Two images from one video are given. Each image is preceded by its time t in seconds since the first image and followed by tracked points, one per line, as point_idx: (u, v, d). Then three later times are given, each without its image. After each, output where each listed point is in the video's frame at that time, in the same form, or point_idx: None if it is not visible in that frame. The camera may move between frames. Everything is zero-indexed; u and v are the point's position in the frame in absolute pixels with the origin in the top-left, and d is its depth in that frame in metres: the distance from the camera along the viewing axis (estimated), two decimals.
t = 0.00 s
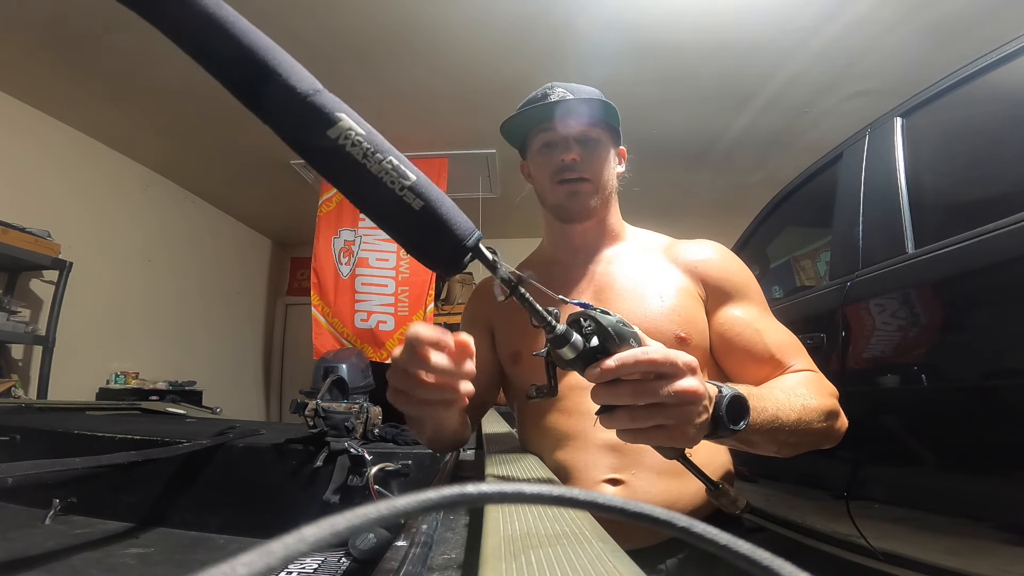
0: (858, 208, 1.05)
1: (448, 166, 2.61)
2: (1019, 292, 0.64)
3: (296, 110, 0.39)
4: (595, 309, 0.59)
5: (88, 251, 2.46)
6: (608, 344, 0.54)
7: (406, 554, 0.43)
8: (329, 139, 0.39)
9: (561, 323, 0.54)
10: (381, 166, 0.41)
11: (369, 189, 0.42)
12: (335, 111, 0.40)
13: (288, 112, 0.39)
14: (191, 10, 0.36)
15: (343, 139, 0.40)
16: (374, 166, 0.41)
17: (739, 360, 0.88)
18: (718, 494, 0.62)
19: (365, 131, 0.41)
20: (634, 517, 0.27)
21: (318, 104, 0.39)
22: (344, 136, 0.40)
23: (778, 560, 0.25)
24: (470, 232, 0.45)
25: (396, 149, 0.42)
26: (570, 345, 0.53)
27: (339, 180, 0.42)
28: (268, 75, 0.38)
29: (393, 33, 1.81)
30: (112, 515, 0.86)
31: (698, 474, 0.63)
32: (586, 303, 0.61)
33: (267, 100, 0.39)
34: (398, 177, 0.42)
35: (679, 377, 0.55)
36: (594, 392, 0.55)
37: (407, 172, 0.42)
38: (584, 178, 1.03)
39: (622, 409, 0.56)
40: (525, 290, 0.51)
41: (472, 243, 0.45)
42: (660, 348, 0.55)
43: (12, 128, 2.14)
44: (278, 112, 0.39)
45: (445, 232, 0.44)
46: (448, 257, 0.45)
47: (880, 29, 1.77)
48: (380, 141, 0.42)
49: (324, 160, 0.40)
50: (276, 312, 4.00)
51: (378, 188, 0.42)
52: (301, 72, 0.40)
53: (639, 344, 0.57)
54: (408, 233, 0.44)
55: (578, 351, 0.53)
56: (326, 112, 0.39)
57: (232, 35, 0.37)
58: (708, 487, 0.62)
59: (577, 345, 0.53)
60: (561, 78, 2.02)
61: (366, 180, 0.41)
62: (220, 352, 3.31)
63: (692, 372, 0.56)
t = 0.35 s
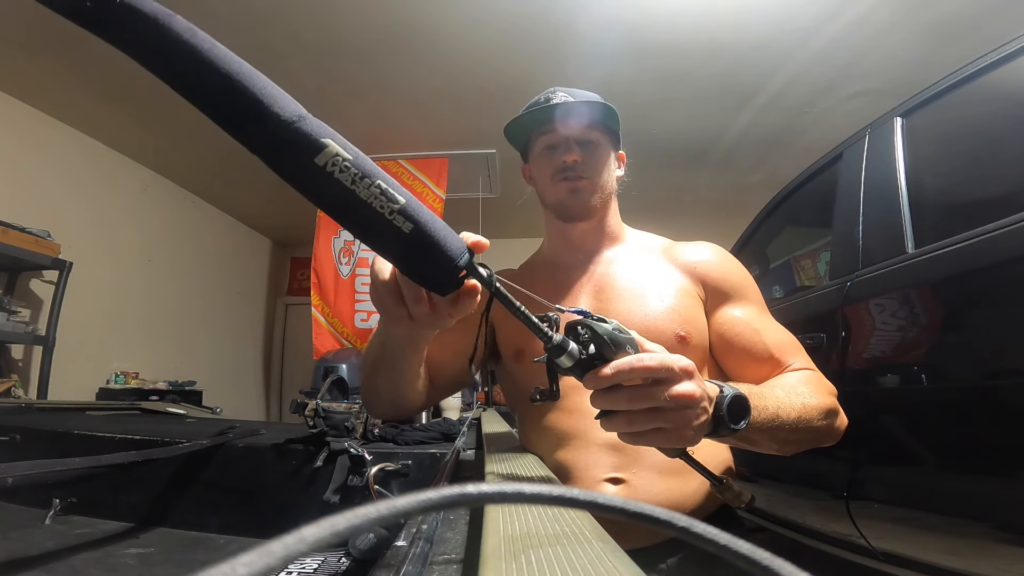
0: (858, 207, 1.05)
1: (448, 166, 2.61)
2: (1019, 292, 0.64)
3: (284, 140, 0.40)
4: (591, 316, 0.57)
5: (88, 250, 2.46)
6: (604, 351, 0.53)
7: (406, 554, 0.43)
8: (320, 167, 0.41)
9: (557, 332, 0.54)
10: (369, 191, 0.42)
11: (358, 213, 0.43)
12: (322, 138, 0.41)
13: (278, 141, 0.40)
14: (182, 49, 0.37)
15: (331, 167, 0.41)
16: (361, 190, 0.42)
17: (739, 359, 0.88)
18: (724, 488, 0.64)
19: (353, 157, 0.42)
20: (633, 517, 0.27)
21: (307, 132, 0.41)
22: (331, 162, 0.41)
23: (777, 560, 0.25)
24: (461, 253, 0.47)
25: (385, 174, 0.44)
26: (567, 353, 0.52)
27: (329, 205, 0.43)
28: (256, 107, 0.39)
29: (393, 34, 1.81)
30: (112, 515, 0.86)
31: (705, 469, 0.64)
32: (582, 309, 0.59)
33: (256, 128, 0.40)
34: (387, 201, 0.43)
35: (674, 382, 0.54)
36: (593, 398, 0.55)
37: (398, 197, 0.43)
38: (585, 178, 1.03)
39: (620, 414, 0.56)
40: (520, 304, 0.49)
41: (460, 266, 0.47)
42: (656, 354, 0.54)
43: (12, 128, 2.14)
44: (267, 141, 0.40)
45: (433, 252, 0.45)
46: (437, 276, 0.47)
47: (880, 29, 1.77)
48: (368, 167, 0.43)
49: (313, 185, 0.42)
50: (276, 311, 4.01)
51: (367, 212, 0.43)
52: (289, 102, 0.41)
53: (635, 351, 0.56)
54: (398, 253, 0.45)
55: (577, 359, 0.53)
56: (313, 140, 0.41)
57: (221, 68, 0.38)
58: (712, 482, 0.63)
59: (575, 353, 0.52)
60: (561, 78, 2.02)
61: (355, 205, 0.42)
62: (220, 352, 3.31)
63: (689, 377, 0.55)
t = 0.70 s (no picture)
0: (858, 208, 1.05)
1: (448, 166, 2.61)
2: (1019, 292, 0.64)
3: (279, 160, 0.40)
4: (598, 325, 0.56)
5: (88, 250, 2.46)
6: (610, 360, 0.52)
7: (406, 554, 0.43)
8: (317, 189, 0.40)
9: (562, 341, 0.52)
10: (370, 210, 0.41)
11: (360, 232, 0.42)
12: (317, 157, 0.40)
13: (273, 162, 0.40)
14: (165, 69, 0.38)
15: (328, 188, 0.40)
16: (363, 211, 0.41)
17: (741, 361, 0.88)
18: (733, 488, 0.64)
19: (350, 174, 0.41)
20: (634, 517, 0.27)
21: (300, 150, 0.40)
22: (329, 182, 0.40)
23: (778, 560, 0.25)
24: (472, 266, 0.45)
25: (386, 188, 0.42)
26: (574, 365, 0.50)
27: (331, 226, 0.42)
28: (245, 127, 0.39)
29: (393, 34, 1.81)
30: (112, 515, 0.86)
31: (714, 471, 0.64)
32: (588, 318, 0.57)
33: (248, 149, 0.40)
34: (388, 220, 0.42)
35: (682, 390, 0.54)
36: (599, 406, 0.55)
37: (400, 214, 0.42)
38: (596, 176, 1.03)
39: (628, 421, 0.56)
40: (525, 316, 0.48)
41: (472, 272, 0.45)
42: (663, 362, 0.54)
43: (12, 128, 2.14)
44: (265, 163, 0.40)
45: (441, 266, 0.44)
46: (446, 288, 0.45)
47: (880, 29, 1.77)
48: (367, 182, 0.41)
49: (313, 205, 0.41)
50: (276, 311, 4.01)
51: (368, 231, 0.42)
52: (283, 119, 0.40)
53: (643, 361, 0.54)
54: (404, 268, 0.45)
55: (583, 370, 0.51)
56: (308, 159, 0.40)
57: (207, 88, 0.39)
58: (721, 483, 0.63)
59: (582, 364, 0.50)
60: (561, 78, 2.02)
61: (355, 224, 0.40)
62: (220, 352, 3.31)
63: (698, 384, 0.55)
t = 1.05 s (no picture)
0: (858, 207, 1.05)
1: (448, 166, 2.61)
2: (1019, 292, 0.64)
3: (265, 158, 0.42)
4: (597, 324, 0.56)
5: (88, 250, 2.46)
6: (606, 360, 0.52)
7: (406, 554, 0.44)
8: (302, 186, 0.42)
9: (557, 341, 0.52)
10: (353, 208, 0.43)
11: (346, 229, 0.44)
12: (302, 154, 0.42)
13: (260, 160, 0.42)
14: (151, 66, 0.39)
15: (312, 185, 0.42)
16: (347, 209, 0.43)
17: (743, 360, 0.87)
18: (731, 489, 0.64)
19: (333, 171, 0.43)
20: (633, 517, 0.27)
21: (286, 146, 0.41)
22: (314, 179, 0.42)
23: (778, 560, 0.25)
24: (459, 266, 0.47)
25: (370, 185, 0.44)
26: (568, 364, 0.51)
27: (317, 222, 0.44)
28: (230, 124, 0.41)
29: (393, 34, 1.81)
30: (112, 515, 0.86)
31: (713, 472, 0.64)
32: (586, 317, 0.58)
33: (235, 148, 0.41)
34: (372, 219, 0.44)
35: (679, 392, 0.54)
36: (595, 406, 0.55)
37: (384, 214, 0.44)
38: (594, 172, 1.03)
39: (624, 423, 0.56)
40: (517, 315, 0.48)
41: (458, 271, 0.47)
42: (660, 364, 0.53)
43: (12, 128, 2.14)
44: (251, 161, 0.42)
45: (425, 261, 0.47)
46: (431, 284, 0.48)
47: (880, 29, 1.77)
48: (351, 181, 0.43)
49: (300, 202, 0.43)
50: (276, 311, 4.01)
51: (353, 228, 0.44)
52: (269, 115, 0.42)
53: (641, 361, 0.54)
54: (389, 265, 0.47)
55: (578, 370, 0.51)
56: (294, 158, 0.42)
57: (191, 87, 0.39)
58: (720, 483, 0.63)
59: (576, 364, 0.50)
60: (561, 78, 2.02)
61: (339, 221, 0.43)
62: (220, 351, 3.31)
63: (696, 387, 0.55)
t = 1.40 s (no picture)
0: (858, 207, 1.05)
1: (448, 166, 2.61)
2: (1018, 292, 0.65)
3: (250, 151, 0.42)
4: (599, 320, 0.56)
5: (88, 250, 2.46)
6: (608, 358, 0.52)
7: (406, 554, 0.44)
8: (282, 178, 0.42)
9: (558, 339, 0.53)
10: (335, 198, 0.43)
11: (327, 218, 0.44)
12: (283, 144, 0.42)
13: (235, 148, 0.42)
14: (134, 62, 0.39)
15: (292, 176, 0.42)
16: (328, 199, 0.43)
17: (743, 358, 0.87)
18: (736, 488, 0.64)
19: (312, 159, 0.42)
20: (633, 517, 0.27)
21: (263, 133, 0.41)
22: (291, 167, 0.42)
23: (778, 560, 0.25)
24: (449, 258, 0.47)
25: (353, 174, 0.44)
26: (569, 362, 0.51)
27: (302, 215, 0.44)
28: (213, 118, 0.41)
29: (392, 35, 1.82)
30: (112, 515, 0.86)
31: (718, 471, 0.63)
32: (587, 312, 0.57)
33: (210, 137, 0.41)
34: (356, 210, 0.44)
35: (684, 391, 0.53)
36: (597, 407, 0.55)
37: (366, 204, 0.44)
38: (586, 168, 1.03)
39: (627, 424, 0.56)
40: (516, 312, 0.48)
41: (450, 265, 0.47)
42: (665, 362, 0.53)
43: (12, 128, 2.14)
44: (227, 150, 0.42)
45: (411, 251, 0.47)
46: (420, 278, 0.48)
47: (880, 29, 1.77)
48: (334, 173, 0.43)
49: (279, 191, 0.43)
50: (276, 312, 4.01)
51: (336, 220, 0.44)
52: (245, 103, 0.42)
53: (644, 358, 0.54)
54: (375, 260, 0.47)
55: (578, 368, 0.51)
56: (270, 145, 0.42)
57: (163, 73, 0.39)
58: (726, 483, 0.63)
59: (576, 361, 0.51)
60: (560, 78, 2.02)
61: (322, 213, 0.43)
62: (219, 351, 3.31)
63: (703, 385, 0.54)
